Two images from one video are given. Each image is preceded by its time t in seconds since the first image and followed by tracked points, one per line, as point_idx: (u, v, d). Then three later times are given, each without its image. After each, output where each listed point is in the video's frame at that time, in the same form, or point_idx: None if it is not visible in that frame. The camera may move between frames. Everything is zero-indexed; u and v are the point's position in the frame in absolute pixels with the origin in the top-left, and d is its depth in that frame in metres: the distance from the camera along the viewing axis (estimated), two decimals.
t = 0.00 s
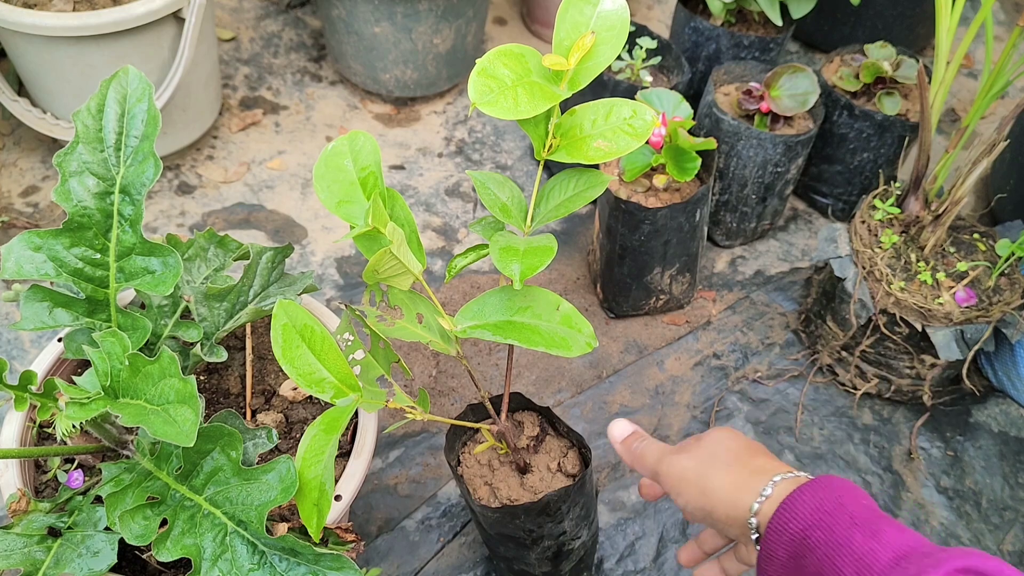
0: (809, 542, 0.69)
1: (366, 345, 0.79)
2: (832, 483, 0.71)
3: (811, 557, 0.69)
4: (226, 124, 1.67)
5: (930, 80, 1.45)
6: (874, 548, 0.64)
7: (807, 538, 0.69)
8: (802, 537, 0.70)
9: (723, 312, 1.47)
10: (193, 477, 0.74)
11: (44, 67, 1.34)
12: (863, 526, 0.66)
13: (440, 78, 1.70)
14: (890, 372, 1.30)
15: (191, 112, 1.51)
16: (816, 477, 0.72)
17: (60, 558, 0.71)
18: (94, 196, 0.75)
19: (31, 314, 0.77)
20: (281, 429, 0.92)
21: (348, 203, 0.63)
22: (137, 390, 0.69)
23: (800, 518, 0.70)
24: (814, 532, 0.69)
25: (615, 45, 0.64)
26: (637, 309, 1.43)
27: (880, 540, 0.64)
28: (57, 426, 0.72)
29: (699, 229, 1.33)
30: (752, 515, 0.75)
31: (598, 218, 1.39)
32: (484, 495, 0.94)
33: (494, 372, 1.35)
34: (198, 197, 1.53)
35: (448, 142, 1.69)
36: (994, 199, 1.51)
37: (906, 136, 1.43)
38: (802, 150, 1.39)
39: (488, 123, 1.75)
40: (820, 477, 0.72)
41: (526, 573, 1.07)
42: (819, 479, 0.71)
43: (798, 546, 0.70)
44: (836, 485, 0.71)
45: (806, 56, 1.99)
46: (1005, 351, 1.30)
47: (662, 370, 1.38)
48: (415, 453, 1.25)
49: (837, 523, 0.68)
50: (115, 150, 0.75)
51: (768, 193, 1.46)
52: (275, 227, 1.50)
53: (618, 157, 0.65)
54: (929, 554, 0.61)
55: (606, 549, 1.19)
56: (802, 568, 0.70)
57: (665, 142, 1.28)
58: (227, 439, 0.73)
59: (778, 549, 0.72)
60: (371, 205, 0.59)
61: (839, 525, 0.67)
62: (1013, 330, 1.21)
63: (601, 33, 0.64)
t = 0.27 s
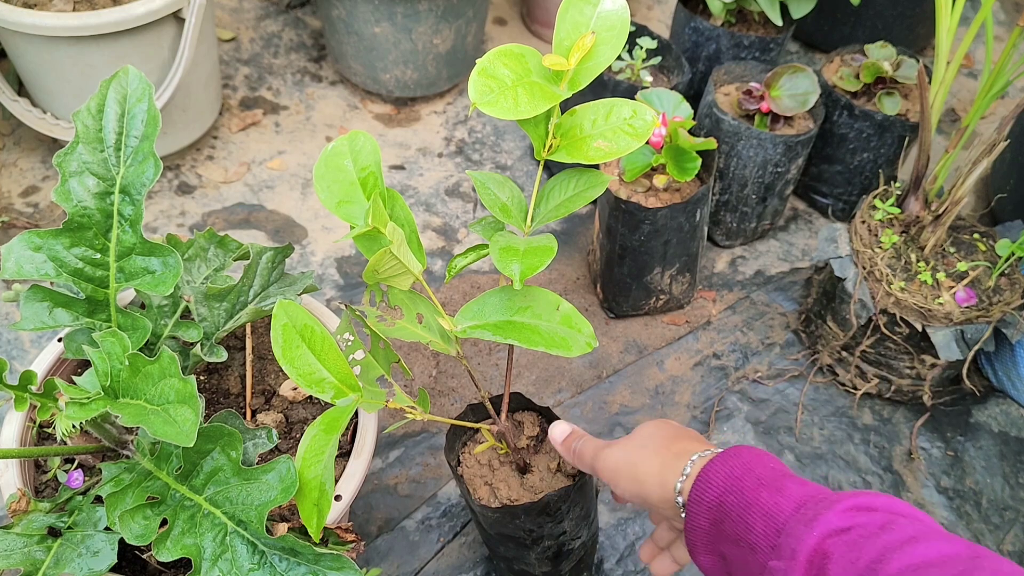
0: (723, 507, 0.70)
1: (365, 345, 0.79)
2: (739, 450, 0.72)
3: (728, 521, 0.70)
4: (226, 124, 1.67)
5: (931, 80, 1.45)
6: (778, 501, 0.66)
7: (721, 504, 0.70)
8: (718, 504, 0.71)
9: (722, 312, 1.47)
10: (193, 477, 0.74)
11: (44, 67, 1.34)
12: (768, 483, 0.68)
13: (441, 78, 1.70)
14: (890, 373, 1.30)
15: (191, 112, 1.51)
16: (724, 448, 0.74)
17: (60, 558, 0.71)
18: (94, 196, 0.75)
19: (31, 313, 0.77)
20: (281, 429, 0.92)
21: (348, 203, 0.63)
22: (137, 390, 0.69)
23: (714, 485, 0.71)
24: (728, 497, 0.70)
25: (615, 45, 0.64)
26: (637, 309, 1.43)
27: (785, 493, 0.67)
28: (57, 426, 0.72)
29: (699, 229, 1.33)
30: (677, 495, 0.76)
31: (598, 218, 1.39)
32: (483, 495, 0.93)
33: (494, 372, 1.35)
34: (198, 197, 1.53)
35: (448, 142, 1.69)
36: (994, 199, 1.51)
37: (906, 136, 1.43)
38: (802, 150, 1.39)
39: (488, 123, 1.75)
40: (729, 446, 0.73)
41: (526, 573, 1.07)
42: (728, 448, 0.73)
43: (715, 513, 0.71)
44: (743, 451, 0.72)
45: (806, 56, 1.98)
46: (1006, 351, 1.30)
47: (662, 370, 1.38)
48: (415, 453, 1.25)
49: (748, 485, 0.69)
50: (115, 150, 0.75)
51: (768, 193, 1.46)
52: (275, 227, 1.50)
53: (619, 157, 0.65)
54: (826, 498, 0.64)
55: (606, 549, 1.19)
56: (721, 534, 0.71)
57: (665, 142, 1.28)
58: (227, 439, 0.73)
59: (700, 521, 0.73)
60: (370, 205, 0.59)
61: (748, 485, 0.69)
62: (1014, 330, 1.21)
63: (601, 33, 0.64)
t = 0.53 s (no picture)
0: (700, 500, 0.71)
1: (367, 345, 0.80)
2: (715, 445, 0.74)
3: (705, 514, 0.71)
4: (228, 124, 1.67)
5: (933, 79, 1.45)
6: (755, 493, 0.67)
7: (699, 497, 0.71)
8: (695, 497, 0.72)
9: (724, 312, 1.47)
10: (195, 476, 0.74)
11: (47, 67, 1.34)
12: (746, 477, 0.69)
13: (442, 77, 1.70)
14: (892, 372, 1.30)
15: (193, 112, 1.51)
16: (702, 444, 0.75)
17: (62, 558, 0.71)
18: (96, 196, 0.75)
19: (34, 313, 0.77)
20: (283, 429, 0.92)
21: (348, 207, 0.61)
22: (139, 389, 0.69)
23: (691, 479, 0.72)
24: (706, 491, 0.71)
25: (611, 41, 0.63)
26: (639, 308, 1.42)
27: (761, 487, 0.68)
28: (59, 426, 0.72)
29: (701, 229, 1.33)
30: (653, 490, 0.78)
31: (600, 218, 1.39)
32: (485, 495, 0.93)
33: (496, 372, 1.35)
34: (200, 197, 1.53)
35: (450, 141, 1.69)
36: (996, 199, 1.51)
37: (909, 136, 1.43)
38: (804, 150, 1.39)
39: (490, 123, 1.75)
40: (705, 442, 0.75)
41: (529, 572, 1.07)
42: (705, 443, 0.74)
43: (693, 506, 0.72)
44: (719, 446, 0.74)
45: (808, 56, 1.98)
46: (1008, 350, 1.30)
47: (664, 370, 1.38)
48: (417, 453, 1.25)
49: (725, 479, 0.70)
50: (117, 150, 0.75)
51: (770, 193, 1.45)
52: (277, 227, 1.50)
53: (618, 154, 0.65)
54: (802, 490, 0.65)
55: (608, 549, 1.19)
56: (698, 527, 0.72)
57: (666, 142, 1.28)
58: (229, 439, 0.73)
59: (678, 513, 0.73)
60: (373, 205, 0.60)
61: (725, 480, 0.70)
62: (1016, 329, 1.21)
63: (596, 30, 0.64)
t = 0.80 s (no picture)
0: (717, 515, 0.72)
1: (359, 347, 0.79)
2: (731, 459, 0.75)
3: (721, 528, 0.72)
4: (225, 125, 1.67)
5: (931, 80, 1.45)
6: (774, 511, 0.68)
7: (717, 512, 0.72)
8: (711, 511, 0.73)
9: (721, 313, 1.47)
10: (189, 478, 0.74)
11: (44, 68, 1.34)
12: (763, 493, 0.70)
13: (440, 78, 1.70)
14: (888, 373, 1.30)
15: (191, 113, 1.51)
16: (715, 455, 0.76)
17: (57, 558, 0.71)
18: (91, 197, 0.76)
19: (29, 314, 0.78)
20: (278, 430, 0.92)
21: (345, 204, 0.63)
22: (133, 390, 0.69)
23: (708, 493, 0.73)
24: (722, 505, 0.72)
25: (607, 44, 0.63)
26: (635, 309, 1.42)
27: (781, 504, 0.69)
28: (53, 427, 0.73)
29: (697, 229, 1.33)
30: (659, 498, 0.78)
31: (597, 219, 1.38)
32: (481, 496, 0.94)
33: (492, 372, 1.35)
34: (197, 198, 1.53)
35: (448, 142, 1.69)
36: (993, 200, 1.51)
37: (905, 136, 1.43)
38: (801, 150, 1.39)
39: (487, 123, 1.75)
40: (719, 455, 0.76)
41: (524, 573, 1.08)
42: (720, 457, 0.75)
43: (709, 520, 0.73)
44: (735, 460, 0.75)
45: (806, 56, 1.98)
46: (1005, 351, 1.30)
47: (660, 371, 1.38)
48: (413, 454, 1.25)
49: (741, 494, 0.71)
50: (112, 151, 0.75)
51: (767, 193, 1.45)
52: (274, 227, 1.50)
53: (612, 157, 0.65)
54: (823, 510, 0.66)
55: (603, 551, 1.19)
56: (715, 541, 0.73)
57: (664, 143, 1.28)
58: (223, 441, 0.73)
59: (693, 526, 0.75)
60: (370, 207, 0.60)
61: (743, 494, 0.71)
62: (1013, 330, 1.21)
63: (592, 33, 0.64)
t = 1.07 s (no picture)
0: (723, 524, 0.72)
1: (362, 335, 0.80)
2: (735, 471, 0.76)
3: (727, 538, 0.72)
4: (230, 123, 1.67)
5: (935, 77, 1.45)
6: (781, 519, 0.69)
7: (722, 521, 0.72)
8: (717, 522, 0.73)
9: (726, 309, 1.47)
10: (201, 471, 0.74)
11: (50, 66, 1.35)
12: (769, 503, 0.71)
13: (444, 76, 1.71)
14: (893, 369, 1.31)
15: (196, 111, 1.51)
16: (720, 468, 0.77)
17: (70, 551, 0.72)
18: (101, 193, 0.75)
19: (38, 310, 0.78)
20: (287, 425, 0.92)
21: (342, 192, 0.62)
22: (146, 385, 0.69)
23: (713, 502, 0.74)
24: (728, 514, 0.72)
25: (603, 34, 0.63)
26: (640, 305, 1.43)
27: (788, 512, 0.69)
28: (64, 423, 0.72)
29: (702, 226, 1.33)
30: (659, 498, 0.80)
31: (602, 216, 1.38)
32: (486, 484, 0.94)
33: (498, 368, 1.36)
34: (203, 196, 1.54)
35: (452, 140, 1.70)
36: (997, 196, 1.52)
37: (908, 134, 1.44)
38: (805, 148, 1.40)
39: (491, 122, 1.75)
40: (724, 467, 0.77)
41: (533, 565, 1.07)
42: (723, 470, 0.76)
43: (715, 530, 0.73)
44: (739, 473, 0.76)
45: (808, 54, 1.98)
46: (1009, 347, 1.30)
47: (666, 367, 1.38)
48: (420, 449, 1.25)
49: (746, 504, 0.72)
50: (122, 146, 0.74)
51: (771, 190, 1.46)
52: (279, 225, 1.50)
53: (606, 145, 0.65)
54: (829, 518, 0.66)
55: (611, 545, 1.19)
56: (720, 551, 0.73)
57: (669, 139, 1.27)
58: (237, 434, 0.74)
59: (698, 535, 0.74)
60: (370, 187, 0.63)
61: (749, 504, 0.72)
62: (1017, 326, 1.22)
63: (587, 22, 0.64)
